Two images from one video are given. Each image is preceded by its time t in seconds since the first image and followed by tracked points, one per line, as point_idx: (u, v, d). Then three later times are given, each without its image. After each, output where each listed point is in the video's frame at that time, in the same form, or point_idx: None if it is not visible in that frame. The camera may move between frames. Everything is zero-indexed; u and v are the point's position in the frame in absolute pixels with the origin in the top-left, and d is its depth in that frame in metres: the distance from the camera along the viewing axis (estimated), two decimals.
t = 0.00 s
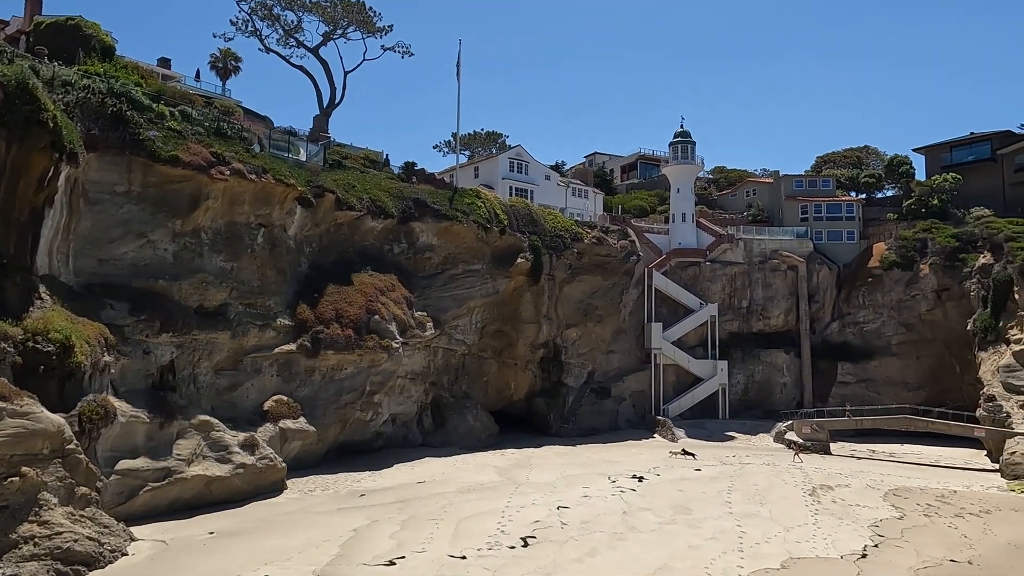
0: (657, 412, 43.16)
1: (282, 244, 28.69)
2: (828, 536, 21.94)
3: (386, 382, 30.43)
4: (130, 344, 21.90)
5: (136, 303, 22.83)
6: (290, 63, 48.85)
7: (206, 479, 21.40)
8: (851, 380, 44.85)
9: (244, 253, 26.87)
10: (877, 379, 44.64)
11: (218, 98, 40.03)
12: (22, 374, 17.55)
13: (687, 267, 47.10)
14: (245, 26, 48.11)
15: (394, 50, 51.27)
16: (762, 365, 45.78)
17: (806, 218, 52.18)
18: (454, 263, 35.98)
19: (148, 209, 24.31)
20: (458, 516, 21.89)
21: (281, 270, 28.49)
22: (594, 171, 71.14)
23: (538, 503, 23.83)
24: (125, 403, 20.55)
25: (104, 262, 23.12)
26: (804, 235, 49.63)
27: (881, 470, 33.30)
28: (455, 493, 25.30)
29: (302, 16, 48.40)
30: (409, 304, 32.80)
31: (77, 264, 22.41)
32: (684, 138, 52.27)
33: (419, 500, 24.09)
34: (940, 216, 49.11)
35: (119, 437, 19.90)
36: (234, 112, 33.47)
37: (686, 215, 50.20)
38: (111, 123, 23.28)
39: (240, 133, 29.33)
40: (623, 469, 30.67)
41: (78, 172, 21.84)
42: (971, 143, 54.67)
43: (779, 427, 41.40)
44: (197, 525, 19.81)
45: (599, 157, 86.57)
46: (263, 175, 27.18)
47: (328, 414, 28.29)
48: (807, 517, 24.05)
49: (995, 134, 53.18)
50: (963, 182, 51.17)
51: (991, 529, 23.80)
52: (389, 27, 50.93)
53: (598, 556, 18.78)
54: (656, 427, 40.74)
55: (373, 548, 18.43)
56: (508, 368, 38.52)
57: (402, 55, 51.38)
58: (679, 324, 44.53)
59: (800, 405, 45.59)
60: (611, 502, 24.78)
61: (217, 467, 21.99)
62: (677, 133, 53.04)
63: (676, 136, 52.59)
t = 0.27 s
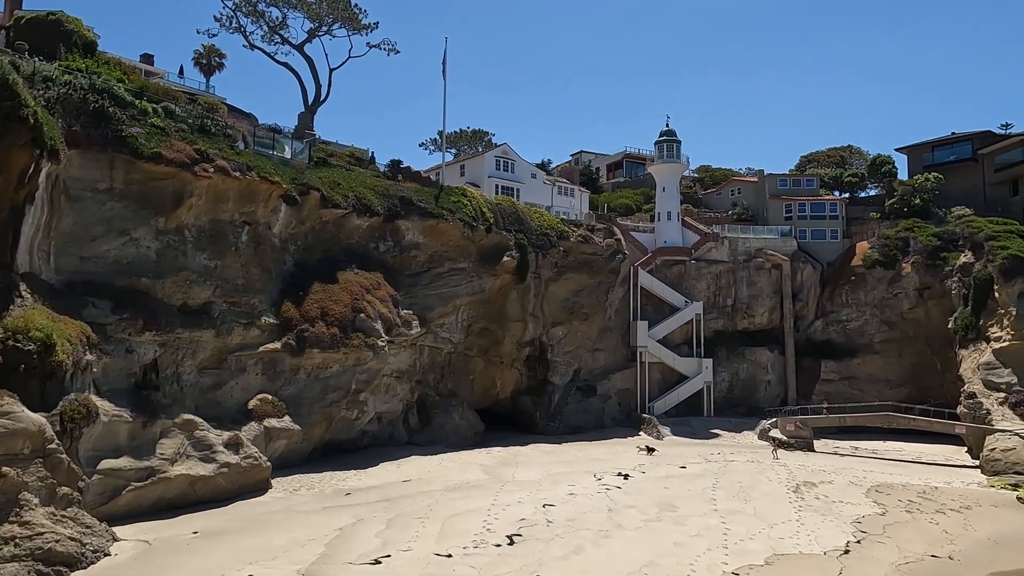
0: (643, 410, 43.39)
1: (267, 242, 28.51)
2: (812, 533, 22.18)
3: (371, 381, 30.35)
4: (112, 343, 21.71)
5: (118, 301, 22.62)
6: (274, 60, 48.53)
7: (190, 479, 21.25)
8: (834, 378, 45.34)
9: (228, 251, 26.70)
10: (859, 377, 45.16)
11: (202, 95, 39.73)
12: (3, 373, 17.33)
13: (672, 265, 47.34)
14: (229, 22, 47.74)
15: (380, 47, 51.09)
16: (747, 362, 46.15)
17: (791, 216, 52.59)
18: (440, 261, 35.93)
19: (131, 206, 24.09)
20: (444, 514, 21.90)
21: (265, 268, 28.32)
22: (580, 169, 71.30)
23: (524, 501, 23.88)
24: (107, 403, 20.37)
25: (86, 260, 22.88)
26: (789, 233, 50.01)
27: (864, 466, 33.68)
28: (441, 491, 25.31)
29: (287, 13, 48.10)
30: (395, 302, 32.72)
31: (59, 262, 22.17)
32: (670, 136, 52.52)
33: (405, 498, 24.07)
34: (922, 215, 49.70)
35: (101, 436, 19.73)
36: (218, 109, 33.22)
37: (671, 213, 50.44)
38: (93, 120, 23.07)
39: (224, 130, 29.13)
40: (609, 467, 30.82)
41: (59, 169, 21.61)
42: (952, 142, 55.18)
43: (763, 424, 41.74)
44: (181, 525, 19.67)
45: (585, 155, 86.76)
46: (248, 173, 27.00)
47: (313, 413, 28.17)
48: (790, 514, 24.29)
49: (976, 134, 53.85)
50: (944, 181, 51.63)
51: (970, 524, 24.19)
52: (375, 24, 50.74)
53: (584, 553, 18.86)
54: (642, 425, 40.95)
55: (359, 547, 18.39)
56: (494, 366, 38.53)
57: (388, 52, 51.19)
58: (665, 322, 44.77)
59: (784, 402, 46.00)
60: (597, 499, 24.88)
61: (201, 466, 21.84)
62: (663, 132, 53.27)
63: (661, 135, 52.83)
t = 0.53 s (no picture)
0: (629, 408, 43.60)
1: (251, 240, 28.34)
2: (796, 529, 22.40)
3: (357, 379, 30.26)
4: (95, 342, 21.52)
5: (101, 299, 22.41)
6: (259, 57, 48.24)
7: (174, 478, 21.11)
8: (818, 376, 45.77)
9: (213, 249, 26.53)
10: (843, 375, 45.63)
11: (186, 91, 39.42)
12: None
13: (658, 264, 47.57)
14: (213, 19, 47.36)
15: (365, 45, 50.91)
16: (732, 361, 46.48)
17: (775, 215, 52.99)
18: (427, 260, 35.88)
19: (114, 204, 23.88)
20: (430, 513, 21.91)
21: (250, 266, 28.15)
22: (566, 168, 71.41)
23: (510, 500, 23.93)
24: (90, 402, 20.20)
25: (68, 258, 22.66)
26: (773, 232, 50.37)
27: (847, 463, 34.04)
28: (427, 490, 25.31)
29: (271, 10, 47.80)
30: (381, 300, 32.63)
31: (40, 260, 21.95)
32: (656, 136, 52.74)
33: (391, 497, 24.03)
34: (905, 215, 50.24)
35: (84, 436, 19.58)
36: (202, 106, 32.97)
37: (657, 212, 50.64)
38: (75, 116, 22.89)
39: (209, 127, 28.93)
40: (595, 465, 30.95)
41: (40, 166, 21.41)
42: (934, 143, 55.78)
43: (747, 422, 42.06)
44: (165, 525, 19.55)
45: (571, 154, 86.94)
46: (233, 170, 26.84)
47: (299, 412, 28.04)
48: (775, 511, 24.51)
49: (958, 135, 54.49)
50: (927, 181, 52.09)
51: (951, 521, 24.54)
52: (361, 21, 50.56)
53: (570, 551, 18.93)
54: (627, 423, 41.14)
55: (345, 546, 18.35)
56: (480, 365, 38.53)
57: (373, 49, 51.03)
58: (651, 321, 45.00)
59: (768, 400, 46.39)
60: (583, 497, 25.00)
61: (185, 465, 21.70)
62: (649, 131, 53.48)
63: (647, 134, 53.07)
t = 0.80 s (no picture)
0: (614, 407, 43.79)
1: (235, 238, 28.15)
2: (779, 526, 22.63)
3: (342, 378, 30.14)
4: (76, 341, 21.31)
5: (83, 297, 22.19)
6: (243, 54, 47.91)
7: (157, 478, 20.95)
8: (802, 374, 46.19)
9: (196, 247, 26.33)
10: (826, 372, 46.08)
11: (169, 88, 39.08)
12: None
13: (643, 263, 47.78)
14: (196, 15, 46.95)
15: (351, 42, 50.73)
16: (717, 359, 46.80)
17: (760, 215, 53.38)
18: (412, 258, 35.81)
19: (96, 201, 23.65)
20: (416, 511, 21.90)
21: (234, 265, 27.97)
22: (552, 167, 71.53)
23: (496, 498, 23.97)
24: (71, 401, 20.00)
25: (49, 256, 22.43)
26: (757, 231, 50.69)
27: (829, 461, 34.42)
28: (413, 489, 25.29)
29: (256, 6, 47.47)
30: (366, 299, 32.53)
31: (20, 258, 21.72)
32: (641, 135, 52.95)
33: (377, 496, 23.99)
34: (887, 214, 50.81)
35: (65, 435, 19.40)
36: (185, 103, 32.71)
37: (643, 211, 50.83)
38: (56, 112, 22.66)
39: (192, 124, 28.71)
40: (580, 463, 31.06)
41: (21, 163, 21.17)
42: (916, 143, 56.43)
43: (732, 420, 42.38)
44: (148, 525, 19.41)
45: (557, 153, 87.10)
46: (216, 168, 26.65)
47: (283, 411, 27.91)
48: (759, 508, 24.73)
49: (939, 136, 55.16)
50: (908, 180, 52.51)
51: (932, 517, 24.87)
52: (346, 19, 50.35)
53: (555, 549, 19.01)
54: (613, 421, 41.32)
55: (330, 545, 18.30)
56: (466, 363, 38.53)
57: (359, 47, 50.86)
58: (636, 319, 45.21)
59: (752, 398, 46.75)
60: (568, 495, 25.10)
61: (168, 465, 21.53)
62: (635, 130, 53.68)
63: (633, 133, 53.27)
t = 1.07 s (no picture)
0: (599, 405, 43.96)
1: (219, 236, 27.95)
2: (762, 523, 22.85)
3: (327, 376, 30.01)
4: (57, 339, 21.09)
5: (63, 295, 21.97)
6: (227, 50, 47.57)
7: (139, 478, 20.79)
8: (785, 372, 46.60)
9: (179, 245, 26.13)
10: (809, 370, 46.52)
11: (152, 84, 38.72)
12: None
13: (629, 261, 47.99)
14: (179, 10, 46.53)
15: (336, 39, 50.51)
16: (701, 357, 47.11)
17: (744, 214, 53.76)
18: (398, 256, 35.73)
19: (77, 198, 23.42)
20: (401, 510, 21.89)
21: (218, 263, 27.78)
22: (538, 165, 71.61)
23: (481, 496, 24.01)
24: (52, 400, 19.81)
25: (29, 253, 22.18)
26: (741, 230, 51.00)
27: (812, 458, 34.78)
28: (398, 487, 25.27)
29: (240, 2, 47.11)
30: (351, 297, 32.41)
31: None
32: (627, 134, 53.15)
33: (361, 495, 23.94)
34: (869, 214, 51.35)
35: (46, 435, 19.22)
36: (168, 99, 32.41)
37: (628, 210, 51.02)
38: (36, 108, 22.40)
39: (175, 121, 28.46)
40: (566, 461, 31.16)
41: None
42: (898, 143, 57.04)
43: (716, 417, 42.68)
44: (130, 525, 19.27)
45: (543, 152, 87.23)
46: (200, 165, 26.44)
47: (268, 410, 27.77)
48: (742, 505, 24.95)
49: (921, 136, 55.80)
50: (891, 180, 52.99)
51: (913, 513, 25.22)
52: (331, 15, 50.10)
53: (540, 547, 19.08)
54: (598, 420, 41.48)
55: (314, 545, 18.25)
56: (452, 362, 38.50)
57: (344, 44, 50.66)
58: (621, 318, 45.41)
59: (736, 396, 47.12)
60: (553, 493, 25.19)
61: (151, 464, 21.37)
62: (620, 128, 53.86)
63: (618, 132, 53.46)
